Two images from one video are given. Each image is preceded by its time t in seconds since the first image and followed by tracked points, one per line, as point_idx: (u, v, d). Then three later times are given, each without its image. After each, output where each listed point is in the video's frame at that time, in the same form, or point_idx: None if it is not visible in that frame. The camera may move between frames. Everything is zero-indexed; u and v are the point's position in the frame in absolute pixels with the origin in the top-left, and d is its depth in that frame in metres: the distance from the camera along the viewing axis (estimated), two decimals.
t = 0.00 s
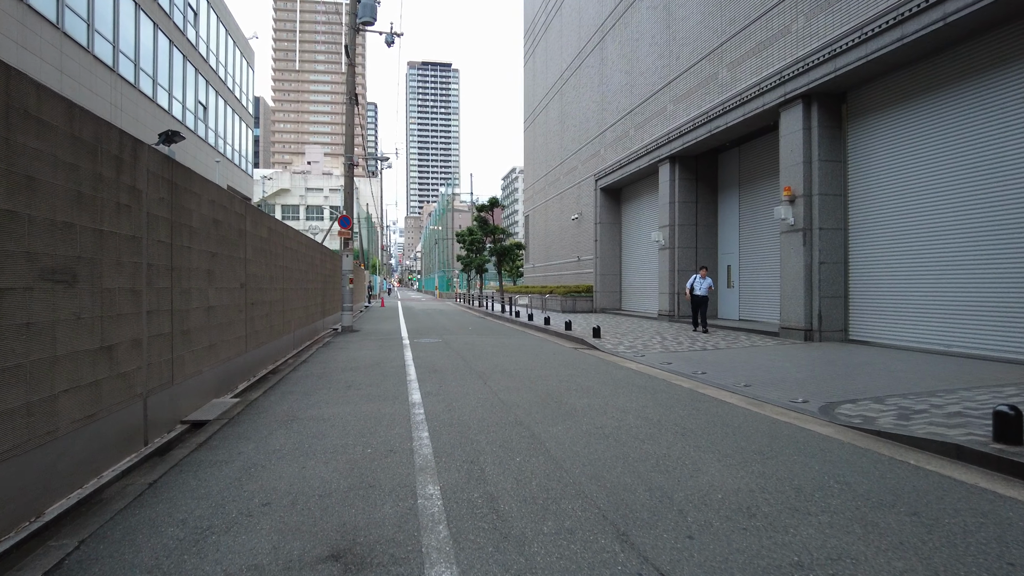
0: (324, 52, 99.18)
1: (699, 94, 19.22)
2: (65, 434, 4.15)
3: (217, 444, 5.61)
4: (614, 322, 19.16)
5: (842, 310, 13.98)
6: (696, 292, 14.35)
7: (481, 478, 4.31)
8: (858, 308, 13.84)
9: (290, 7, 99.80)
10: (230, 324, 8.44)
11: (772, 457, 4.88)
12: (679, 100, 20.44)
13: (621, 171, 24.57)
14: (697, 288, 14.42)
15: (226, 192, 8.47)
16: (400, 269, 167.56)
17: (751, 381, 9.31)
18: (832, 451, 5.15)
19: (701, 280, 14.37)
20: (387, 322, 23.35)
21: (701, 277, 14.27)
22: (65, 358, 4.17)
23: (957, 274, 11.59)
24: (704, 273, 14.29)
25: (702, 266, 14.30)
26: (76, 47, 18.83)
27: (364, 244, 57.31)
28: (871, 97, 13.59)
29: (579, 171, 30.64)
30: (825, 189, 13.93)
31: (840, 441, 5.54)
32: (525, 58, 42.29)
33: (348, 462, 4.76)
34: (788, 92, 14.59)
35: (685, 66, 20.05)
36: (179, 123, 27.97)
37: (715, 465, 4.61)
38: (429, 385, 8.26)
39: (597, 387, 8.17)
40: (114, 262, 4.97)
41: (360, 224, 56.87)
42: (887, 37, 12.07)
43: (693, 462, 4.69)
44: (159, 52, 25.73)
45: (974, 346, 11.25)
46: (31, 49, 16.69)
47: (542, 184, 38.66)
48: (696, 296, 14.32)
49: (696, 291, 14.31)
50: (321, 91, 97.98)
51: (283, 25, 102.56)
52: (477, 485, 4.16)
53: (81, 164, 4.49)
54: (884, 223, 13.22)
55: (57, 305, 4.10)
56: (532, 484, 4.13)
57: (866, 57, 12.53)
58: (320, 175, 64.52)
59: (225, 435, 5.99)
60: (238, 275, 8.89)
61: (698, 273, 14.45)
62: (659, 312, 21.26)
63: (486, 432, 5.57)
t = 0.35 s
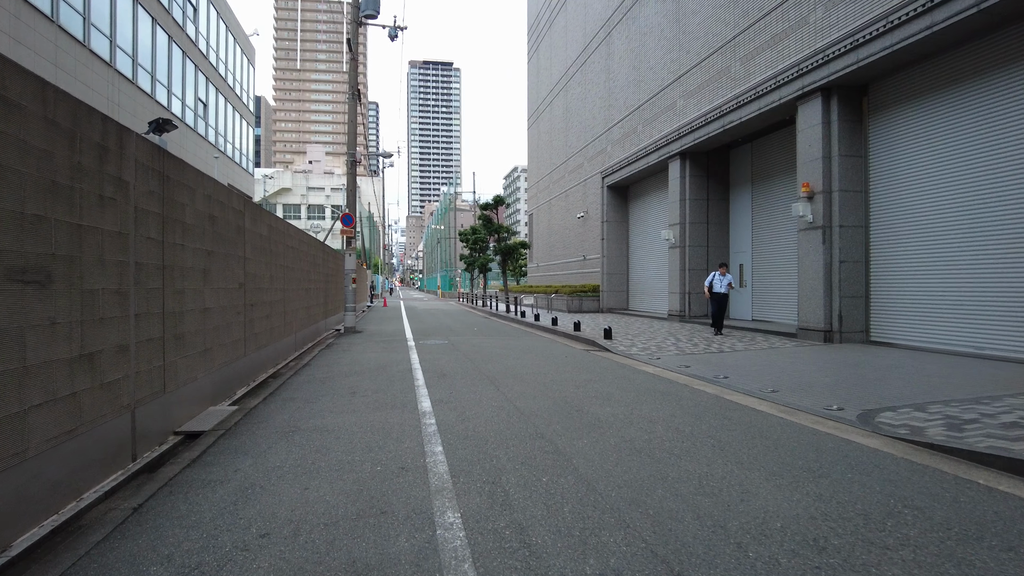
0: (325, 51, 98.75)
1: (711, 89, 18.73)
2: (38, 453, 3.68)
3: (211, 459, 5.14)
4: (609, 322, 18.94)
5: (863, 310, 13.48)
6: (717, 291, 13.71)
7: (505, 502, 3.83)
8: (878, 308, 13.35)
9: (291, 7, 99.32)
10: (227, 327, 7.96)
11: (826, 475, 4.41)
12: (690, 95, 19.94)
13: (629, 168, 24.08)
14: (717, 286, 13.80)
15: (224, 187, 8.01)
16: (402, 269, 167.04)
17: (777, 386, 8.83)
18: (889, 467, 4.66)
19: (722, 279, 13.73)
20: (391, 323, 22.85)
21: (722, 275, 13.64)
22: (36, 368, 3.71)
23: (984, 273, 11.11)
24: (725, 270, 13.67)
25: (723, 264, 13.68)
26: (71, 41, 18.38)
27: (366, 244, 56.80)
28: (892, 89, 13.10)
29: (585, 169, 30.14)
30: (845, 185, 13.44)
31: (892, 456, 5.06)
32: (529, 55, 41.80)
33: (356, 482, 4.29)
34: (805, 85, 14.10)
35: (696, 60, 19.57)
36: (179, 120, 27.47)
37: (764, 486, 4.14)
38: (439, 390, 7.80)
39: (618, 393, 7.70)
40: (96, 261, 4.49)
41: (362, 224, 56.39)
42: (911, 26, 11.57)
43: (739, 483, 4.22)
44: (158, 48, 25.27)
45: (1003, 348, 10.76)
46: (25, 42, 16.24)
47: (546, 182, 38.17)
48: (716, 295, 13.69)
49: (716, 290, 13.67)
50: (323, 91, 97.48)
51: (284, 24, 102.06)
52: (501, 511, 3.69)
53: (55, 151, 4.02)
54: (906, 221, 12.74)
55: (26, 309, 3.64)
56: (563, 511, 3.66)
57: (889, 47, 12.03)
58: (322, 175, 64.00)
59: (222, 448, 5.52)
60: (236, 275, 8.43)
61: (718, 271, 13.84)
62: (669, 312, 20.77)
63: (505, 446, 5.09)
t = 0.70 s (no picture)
0: (328, 51, 98.38)
1: (725, 84, 18.22)
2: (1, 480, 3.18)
3: (205, 479, 4.64)
4: (608, 323, 19.05)
5: (887, 312, 12.97)
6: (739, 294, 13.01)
7: (538, 537, 3.35)
8: (904, 310, 12.82)
9: (293, 6, 98.95)
10: (224, 331, 7.48)
11: (895, 502, 3.91)
12: (703, 91, 19.43)
13: (639, 166, 23.59)
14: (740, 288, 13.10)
15: (222, 181, 7.54)
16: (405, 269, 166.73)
17: (809, 393, 8.32)
18: (963, 492, 4.16)
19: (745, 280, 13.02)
20: (395, 324, 22.39)
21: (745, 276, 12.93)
22: None
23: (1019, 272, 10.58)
24: (748, 272, 12.96)
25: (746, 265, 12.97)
26: (67, 34, 17.94)
27: (369, 244, 56.38)
28: (919, 83, 12.57)
29: (592, 168, 29.66)
30: (869, 182, 12.92)
31: (962, 477, 4.55)
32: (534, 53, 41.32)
33: (367, 510, 3.80)
34: (826, 78, 13.59)
35: (710, 54, 19.06)
36: (179, 118, 26.97)
37: (831, 518, 3.64)
38: (451, 398, 7.31)
39: (642, 402, 7.21)
40: (73, 259, 4.00)
41: (365, 224, 55.96)
42: (940, 16, 11.05)
43: (802, 514, 3.72)
44: (159, 44, 24.82)
45: None
46: (20, 34, 15.81)
47: (551, 182, 37.68)
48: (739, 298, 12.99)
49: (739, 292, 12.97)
50: (325, 90, 97.13)
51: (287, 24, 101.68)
52: (536, 550, 3.19)
53: (26, 134, 3.54)
54: (934, 219, 12.21)
55: None
56: (607, 550, 3.17)
57: (917, 38, 11.51)
58: (324, 174, 63.56)
59: (217, 465, 5.02)
60: (234, 275, 7.94)
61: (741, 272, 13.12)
62: (681, 314, 20.30)
63: (529, 465, 4.60)
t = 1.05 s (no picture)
0: (329, 50, 97.90)
1: (737, 76, 17.69)
2: None
3: (183, 499, 4.11)
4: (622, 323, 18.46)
5: (910, 311, 12.42)
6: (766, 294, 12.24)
7: None
8: (928, 309, 12.26)
9: (294, 5, 98.51)
10: (213, 331, 6.97)
11: (976, 529, 3.38)
12: (713, 84, 18.91)
13: (646, 162, 23.08)
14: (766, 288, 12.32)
15: (211, 170, 7.03)
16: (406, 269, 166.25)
17: (840, 397, 7.78)
18: None
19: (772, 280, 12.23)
20: (397, 324, 21.88)
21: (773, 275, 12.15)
22: None
23: None
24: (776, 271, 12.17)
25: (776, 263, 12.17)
26: (58, 25, 17.44)
27: (370, 243, 55.87)
28: (943, 71, 12.02)
29: (597, 165, 29.14)
30: (891, 175, 12.37)
31: None
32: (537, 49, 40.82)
33: (365, 540, 3.28)
34: (845, 67, 13.04)
35: (720, 45, 18.54)
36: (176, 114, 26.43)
37: (908, 551, 3.10)
38: (457, 403, 6.79)
39: (663, 409, 6.69)
40: (25, 247, 3.46)
41: (366, 223, 55.46)
42: None
43: (871, 544, 3.19)
44: (155, 37, 24.31)
45: None
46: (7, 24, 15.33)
47: (555, 179, 37.13)
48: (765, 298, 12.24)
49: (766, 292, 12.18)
50: (326, 89, 96.65)
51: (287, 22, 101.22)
52: None
53: None
54: (960, 213, 11.66)
55: None
56: None
57: (944, 23, 10.95)
58: (325, 174, 63.05)
59: (197, 482, 4.50)
60: (224, 271, 7.43)
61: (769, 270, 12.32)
62: (690, 313, 19.82)
63: (548, 483, 4.07)
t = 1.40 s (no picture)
0: (329, 49, 97.37)
1: (749, 69, 17.19)
2: None
3: (162, 530, 3.61)
4: (635, 323, 18.32)
5: (935, 312, 11.90)
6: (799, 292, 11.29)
7: None
8: (954, 310, 11.72)
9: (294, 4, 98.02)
10: (203, 336, 6.48)
11: None
12: (723, 77, 18.42)
13: (653, 158, 22.58)
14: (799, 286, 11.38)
15: (200, 163, 6.56)
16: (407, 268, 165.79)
17: (874, 405, 7.29)
18: None
19: (805, 276, 11.31)
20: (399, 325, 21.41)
21: (806, 271, 11.24)
22: None
23: None
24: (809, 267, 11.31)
25: (809, 258, 11.30)
26: (49, 18, 16.92)
27: (371, 241, 55.37)
28: (970, 60, 11.50)
29: (601, 162, 28.64)
30: (915, 170, 11.84)
31: None
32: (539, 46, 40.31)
33: None
34: (866, 57, 12.49)
35: (731, 37, 18.05)
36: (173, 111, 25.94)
37: None
38: (466, 413, 6.30)
39: (688, 419, 6.20)
40: None
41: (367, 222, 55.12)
42: None
43: None
44: (151, 32, 23.78)
45: None
46: None
47: (558, 177, 36.62)
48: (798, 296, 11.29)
49: (798, 289, 11.23)
50: (326, 88, 96.12)
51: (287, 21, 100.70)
52: None
53: None
54: (989, 209, 11.12)
55: None
56: None
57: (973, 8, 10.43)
58: (326, 173, 62.57)
59: (180, 508, 4.00)
60: (215, 271, 6.94)
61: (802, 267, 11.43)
62: (700, 313, 19.37)
63: (577, 513, 3.58)
